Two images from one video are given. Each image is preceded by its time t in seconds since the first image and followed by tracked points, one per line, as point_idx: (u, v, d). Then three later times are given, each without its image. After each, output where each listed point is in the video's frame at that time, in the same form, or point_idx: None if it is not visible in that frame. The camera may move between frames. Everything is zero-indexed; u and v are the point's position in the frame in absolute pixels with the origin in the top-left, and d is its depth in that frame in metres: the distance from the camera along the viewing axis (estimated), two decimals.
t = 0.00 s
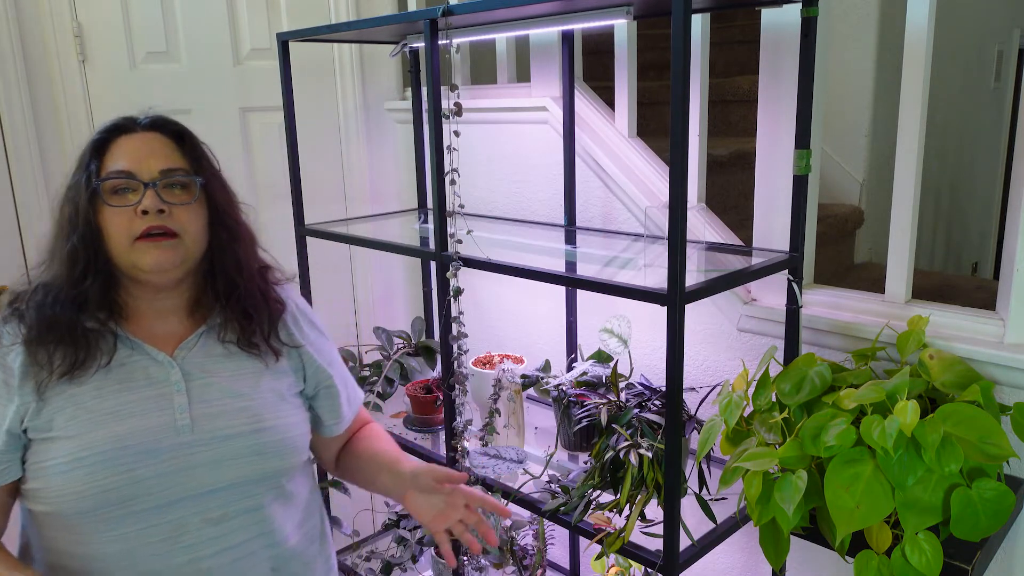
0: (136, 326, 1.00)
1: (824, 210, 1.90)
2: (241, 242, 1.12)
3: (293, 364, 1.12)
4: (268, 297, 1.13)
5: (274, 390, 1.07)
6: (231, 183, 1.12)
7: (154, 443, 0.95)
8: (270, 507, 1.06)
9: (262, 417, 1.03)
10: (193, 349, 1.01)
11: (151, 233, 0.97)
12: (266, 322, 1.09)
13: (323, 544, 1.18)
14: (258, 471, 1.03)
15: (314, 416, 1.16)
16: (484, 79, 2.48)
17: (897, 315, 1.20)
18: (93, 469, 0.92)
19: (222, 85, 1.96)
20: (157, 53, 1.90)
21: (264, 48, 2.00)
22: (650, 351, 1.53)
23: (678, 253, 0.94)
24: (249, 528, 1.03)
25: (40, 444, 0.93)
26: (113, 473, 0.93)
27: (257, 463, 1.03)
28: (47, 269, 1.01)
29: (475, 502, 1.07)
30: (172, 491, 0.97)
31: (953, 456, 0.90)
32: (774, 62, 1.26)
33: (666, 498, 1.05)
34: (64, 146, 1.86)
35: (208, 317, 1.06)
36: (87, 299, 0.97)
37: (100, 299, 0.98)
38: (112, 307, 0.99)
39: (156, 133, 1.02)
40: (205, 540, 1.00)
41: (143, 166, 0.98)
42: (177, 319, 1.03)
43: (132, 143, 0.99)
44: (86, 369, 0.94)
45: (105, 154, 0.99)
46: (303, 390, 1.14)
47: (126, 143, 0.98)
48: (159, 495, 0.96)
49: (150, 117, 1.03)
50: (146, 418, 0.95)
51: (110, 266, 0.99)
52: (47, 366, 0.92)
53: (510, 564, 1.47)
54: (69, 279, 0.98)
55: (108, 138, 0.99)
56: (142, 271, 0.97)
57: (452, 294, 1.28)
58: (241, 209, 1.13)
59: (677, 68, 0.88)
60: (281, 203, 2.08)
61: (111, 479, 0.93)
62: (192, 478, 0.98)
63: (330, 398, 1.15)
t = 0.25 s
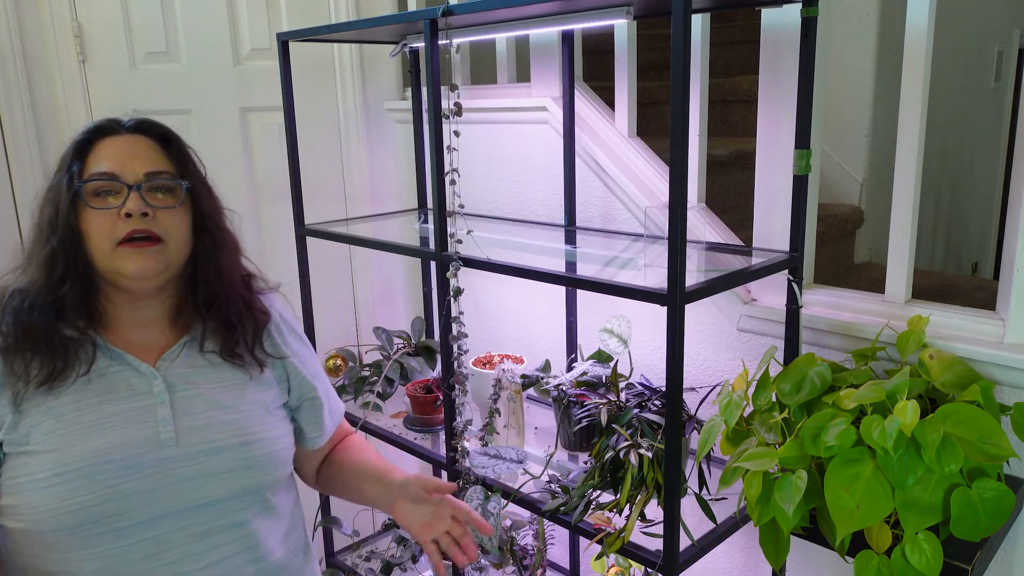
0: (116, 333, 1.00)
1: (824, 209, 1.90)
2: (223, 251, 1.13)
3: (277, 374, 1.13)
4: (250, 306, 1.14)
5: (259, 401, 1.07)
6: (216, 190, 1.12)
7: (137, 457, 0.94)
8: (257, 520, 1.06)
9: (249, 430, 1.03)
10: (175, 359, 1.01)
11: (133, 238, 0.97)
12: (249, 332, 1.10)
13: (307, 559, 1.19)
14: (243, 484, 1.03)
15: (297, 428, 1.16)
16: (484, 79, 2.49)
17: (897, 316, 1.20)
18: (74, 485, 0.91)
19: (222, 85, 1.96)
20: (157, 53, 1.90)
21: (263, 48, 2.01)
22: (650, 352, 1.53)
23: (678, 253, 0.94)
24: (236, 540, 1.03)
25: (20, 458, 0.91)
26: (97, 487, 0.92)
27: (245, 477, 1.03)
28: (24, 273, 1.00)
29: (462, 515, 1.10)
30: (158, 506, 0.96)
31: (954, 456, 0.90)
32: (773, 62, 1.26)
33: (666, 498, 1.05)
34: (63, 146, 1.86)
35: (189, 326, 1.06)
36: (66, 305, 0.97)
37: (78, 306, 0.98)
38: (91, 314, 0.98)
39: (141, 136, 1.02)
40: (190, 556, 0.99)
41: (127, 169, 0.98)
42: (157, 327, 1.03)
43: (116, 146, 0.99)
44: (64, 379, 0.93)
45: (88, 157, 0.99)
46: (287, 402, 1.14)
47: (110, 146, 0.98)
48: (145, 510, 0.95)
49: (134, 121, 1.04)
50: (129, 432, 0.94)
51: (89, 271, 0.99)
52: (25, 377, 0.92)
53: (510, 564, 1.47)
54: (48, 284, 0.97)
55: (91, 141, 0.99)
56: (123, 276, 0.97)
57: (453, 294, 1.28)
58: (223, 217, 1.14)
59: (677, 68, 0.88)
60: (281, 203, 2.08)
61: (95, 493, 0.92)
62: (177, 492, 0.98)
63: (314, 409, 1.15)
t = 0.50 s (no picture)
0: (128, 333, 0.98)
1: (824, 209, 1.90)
2: (236, 249, 1.10)
3: (290, 375, 1.10)
4: (262, 304, 1.12)
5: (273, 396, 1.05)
6: (227, 188, 1.10)
7: (151, 456, 0.93)
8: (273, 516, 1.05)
9: (262, 428, 1.01)
10: (187, 358, 0.99)
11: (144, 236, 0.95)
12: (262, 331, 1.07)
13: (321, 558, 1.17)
14: (258, 482, 1.01)
15: (313, 425, 1.16)
16: (484, 79, 2.49)
17: (897, 316, 1.20)
18: (89, 485, 0.90)
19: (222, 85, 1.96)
20: (157, 53, 1.90)
21: (264, 48, 2.01)
22: (650, 352, 1.54)
23: (678, 252, 0.94)
24: (249, 540, 1.02)
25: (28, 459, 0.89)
26: (111, 486, 0.91)
27: (259, 475, 1.01)
28: (35, 273, 0.98)
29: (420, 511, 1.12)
30: (171, 505, 0.95)
31: (953, 456, 0.90)
32: (774, 62, 1.26)
33: (666, 498, 1.05)
34: (63, 146, 1.86)
35: (202, 325, 1.04)
36: (77, 304, 0.95)
37: (90, 304, 0.95)
38: (102, 313, 0.96)
39: (152, 133, 1.00)
40: (204, 556, 0.98)
41: (138, 167, 0.96)
42: (170, 326, 1.01)
43: (126, 144, 0.98)
44: (79, 377, 0.91)
45: (99, 155, 0.97)
46: (302, 401, 1.13)
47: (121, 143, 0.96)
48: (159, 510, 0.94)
49: (145, 118, 1.02)
50: (142, 431, 0.92)
51: (100, 269, 0.97)
52: (39, 375, 0.89)
53: (510, 564, 1.47)
54: (58, 283, 0.95)
55: (101, 138, 0.98)
56: (135, 273, 0.95)
57: (452, 294, 1.28)
58: (235, 214, 1.12)
59: (677, 67, 0.88)
60: (282, 202, 2.08)
61: (109, 493, 0.91)
62: (192, 492, 0.96)
63: (330, 407, 1.15)
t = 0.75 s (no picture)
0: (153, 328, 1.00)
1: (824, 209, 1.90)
2: (255, 245, 1.12)
3: (311, 366, 1.13)
4: (283, 298, 1.14)
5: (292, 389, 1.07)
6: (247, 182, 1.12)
7: (175, 447, 0.94)
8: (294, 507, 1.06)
9: (285, 419, 1.04)
10: (209, 352, 1.01)
11: (166, 233, 0.96)
12: (282, 325, 1.10)
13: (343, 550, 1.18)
14: (280, 473, 1.03)
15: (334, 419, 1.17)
16: (484, 79, 2.49)
17: (897, 315, 1.20)
18: (117, 475, 0.91)
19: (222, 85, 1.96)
20: (157, 53, 1.90)
21: (264, 48, 2.00)
22: (650, 351, 1.53)
23: (678, 253, 0.94)
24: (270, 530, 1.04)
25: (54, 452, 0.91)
26: (138, 477, 0.92)
27: (283, 466, 1.04)
28: (62, 270, 1.00)
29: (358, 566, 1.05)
30: (194, 497, 0.96)
31: (953, 456, 0.90)
32: (774, 62, 1.26)
33: (666, 498, 1.05)
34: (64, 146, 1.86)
35: (224, 319, 1.06)
36: (103, 300, 0.97)
37: (115, 300, 0.98)
38: (127, 308, 0.99)
39: (173, 130, 1.01)
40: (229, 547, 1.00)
41: (160, 164, 0.97)
42: (193, 321, 1.03)
43: (147, 141, 0.99)
44: (104, 371, 0.93)
45: (121, 152, 0.98)
46: (323, 392, 1.15)
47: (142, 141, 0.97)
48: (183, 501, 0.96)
49: (165, 115, 1.03)
50: (167, 423, 0.94)
51: (124, 265, 0.99)
52: (66, 369, 0.91)
53: (510, 564, 1.47)
54: (84, 280, 0.98)
55: (123, 136, 0.99)
56: (156, 269, 0.97)
57: (452, 294, 1.28)
58: (255, 210, 1.13)
59: (677, 68, 0.88)
60: (283, 203, 2.08)
61: (135, 484, 0.92)
62: (215, 484, 0.98)
63: (348, 401, 1.16)
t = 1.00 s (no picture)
0: (169, 326, 1.03)
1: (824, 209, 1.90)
2: (269, 240, 1.13)
3: (323, 363, 1.14)
4: (297, 293, 1.14)
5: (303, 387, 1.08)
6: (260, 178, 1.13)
7: (191, 446, 0.97)
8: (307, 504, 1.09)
9: (299, 418, 1.05)
10: (225, 348, 1.04)
11: (180, 229, 0.98)
12: (296, 319, 1.10)
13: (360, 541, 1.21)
14: (293, 472, 1.05)
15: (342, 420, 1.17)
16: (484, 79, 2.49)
17: (897, 315, 1.20)
18: (138, 473, 0.95)
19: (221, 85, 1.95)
20: (157, 53, 1.90)
21: (263, 48, 2.00)
22: (650, 352, 1.54)
23: (678, 253, 0.94)
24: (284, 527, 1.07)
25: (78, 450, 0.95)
26: (159, 474, 0.96)
27: (301, 464, 1.06)
28: (79, 270, 1.03)
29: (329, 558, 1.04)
30: (212, 496, 1.00)
31: (953, 456, 0.90)
32: (774, 62, 1.26)
33: (666, 498, 1.05)
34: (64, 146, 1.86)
35: (239, 316, 1.08)
36: (120, 299, 1.00)
37: (132, 299, 1.01)
38: (144, 306, 1.01)
39: (184, 129, 1.03)
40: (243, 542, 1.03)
41: (172, 162, 0.99)
42: (209, 319, 1.06)
43: (159, 140, 1.01)
44: (122, 369, 0.96)
45: (135, 152, 1.00)
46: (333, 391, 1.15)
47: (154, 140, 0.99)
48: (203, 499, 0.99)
49: (176, 114, 1.04)
50: (185, 421, 0.97)
51: (141, 265, 1.01)
52: (87, 367, 0.95)
53: (510, 564, 1.47)
54: (102, 279, 1.00)
55: (135, 136, 1.01)
56: (171, 267, 0.99)
57: (452, 294, 1.28)
58: (267, 206, 1.14)
59: (677, 67, 0.88)
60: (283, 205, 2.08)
61: (156, 481, 0.96)
62: (232, 482, 1.01)
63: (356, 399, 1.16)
